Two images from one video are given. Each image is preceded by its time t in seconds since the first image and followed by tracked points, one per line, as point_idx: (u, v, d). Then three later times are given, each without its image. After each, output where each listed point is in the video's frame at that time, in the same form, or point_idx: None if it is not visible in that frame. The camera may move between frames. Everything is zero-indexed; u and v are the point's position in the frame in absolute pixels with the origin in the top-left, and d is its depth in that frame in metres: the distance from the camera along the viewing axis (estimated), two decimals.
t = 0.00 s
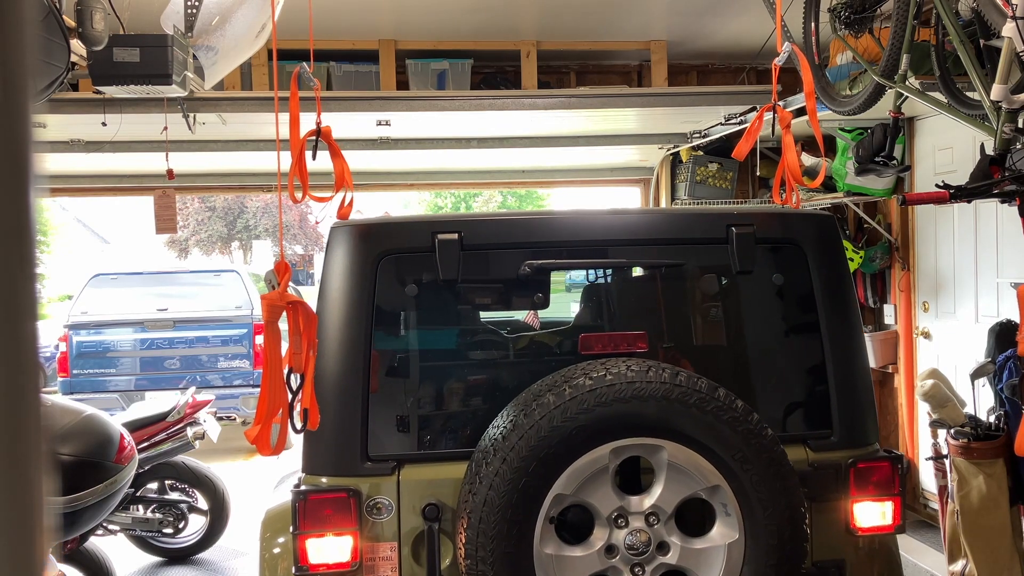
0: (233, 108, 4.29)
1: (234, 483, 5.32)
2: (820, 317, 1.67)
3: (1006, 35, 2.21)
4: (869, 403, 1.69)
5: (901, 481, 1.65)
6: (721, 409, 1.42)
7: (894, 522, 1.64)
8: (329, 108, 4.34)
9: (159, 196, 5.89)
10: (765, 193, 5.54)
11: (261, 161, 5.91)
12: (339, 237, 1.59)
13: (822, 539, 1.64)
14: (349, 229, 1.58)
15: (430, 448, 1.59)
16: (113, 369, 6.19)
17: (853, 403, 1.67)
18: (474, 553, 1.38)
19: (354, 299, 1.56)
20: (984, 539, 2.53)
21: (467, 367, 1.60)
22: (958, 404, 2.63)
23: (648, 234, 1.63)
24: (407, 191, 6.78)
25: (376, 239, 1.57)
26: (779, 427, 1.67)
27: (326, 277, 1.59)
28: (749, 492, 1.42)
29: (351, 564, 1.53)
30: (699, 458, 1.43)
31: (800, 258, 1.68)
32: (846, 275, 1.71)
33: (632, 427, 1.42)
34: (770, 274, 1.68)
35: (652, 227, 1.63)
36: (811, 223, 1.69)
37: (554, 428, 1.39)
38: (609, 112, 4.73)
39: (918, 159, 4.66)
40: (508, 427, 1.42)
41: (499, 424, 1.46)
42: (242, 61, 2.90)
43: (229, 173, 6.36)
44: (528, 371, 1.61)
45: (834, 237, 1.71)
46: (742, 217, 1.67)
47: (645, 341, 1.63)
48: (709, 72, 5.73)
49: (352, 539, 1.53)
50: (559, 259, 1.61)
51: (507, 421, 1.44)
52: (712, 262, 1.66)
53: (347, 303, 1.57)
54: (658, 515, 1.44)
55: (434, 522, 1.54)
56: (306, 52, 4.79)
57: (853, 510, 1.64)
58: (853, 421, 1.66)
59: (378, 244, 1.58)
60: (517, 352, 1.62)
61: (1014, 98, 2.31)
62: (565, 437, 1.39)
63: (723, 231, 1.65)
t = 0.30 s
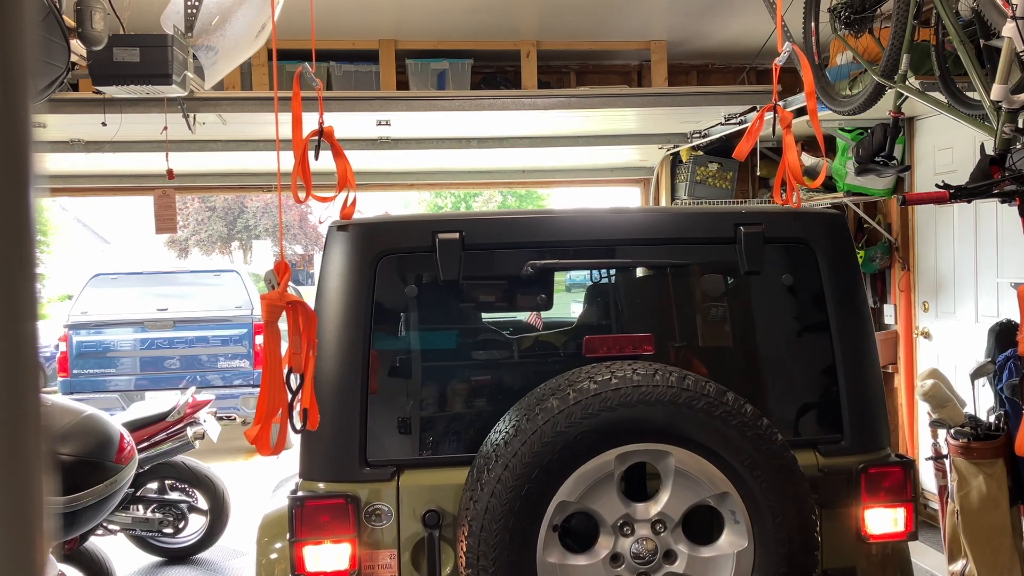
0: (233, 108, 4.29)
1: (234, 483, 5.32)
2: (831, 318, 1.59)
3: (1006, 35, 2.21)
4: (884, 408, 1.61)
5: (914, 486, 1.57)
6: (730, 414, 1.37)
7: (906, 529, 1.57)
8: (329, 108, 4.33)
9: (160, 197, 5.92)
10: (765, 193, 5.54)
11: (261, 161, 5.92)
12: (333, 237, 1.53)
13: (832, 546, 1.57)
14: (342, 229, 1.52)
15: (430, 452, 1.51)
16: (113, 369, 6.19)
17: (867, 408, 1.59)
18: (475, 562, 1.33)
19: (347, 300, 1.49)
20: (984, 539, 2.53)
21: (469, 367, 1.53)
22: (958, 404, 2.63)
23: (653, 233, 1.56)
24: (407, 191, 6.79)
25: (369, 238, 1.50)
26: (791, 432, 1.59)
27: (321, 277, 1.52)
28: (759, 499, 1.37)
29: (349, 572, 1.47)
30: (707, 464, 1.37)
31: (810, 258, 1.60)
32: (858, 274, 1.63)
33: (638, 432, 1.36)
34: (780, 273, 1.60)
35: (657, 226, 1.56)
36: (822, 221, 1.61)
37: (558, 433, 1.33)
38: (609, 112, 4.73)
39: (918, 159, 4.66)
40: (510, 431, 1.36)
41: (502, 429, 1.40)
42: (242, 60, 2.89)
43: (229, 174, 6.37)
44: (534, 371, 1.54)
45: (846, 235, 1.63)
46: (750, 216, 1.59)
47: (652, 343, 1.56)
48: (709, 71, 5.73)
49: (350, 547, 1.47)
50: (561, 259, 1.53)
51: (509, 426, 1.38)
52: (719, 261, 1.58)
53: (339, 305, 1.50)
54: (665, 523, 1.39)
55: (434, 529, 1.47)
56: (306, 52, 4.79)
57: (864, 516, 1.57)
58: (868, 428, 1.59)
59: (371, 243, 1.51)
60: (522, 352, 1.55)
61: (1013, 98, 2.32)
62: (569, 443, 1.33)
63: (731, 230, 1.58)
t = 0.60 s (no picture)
0: (233, 107, 4.29)
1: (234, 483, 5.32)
2: (840, 318, 1.57)
3: (1006, 35, 2.21)
4: (892, 411, 1.59)
5: (923, 490, 1.54)
6: (736, 417, 1.35)
7: (916, 534, 1.53)
8: (329, 107, 4.34)
9: (159, 196, 5.92)
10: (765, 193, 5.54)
11: (261, 161, 5.92)
12: (332, 237, 1.51)
13: (840, 552, 1.54)
14: (342, 229, 1.50)
15: (431, 455, 1.49)
16: (113, 369, 6.19)
17: (875, 410, 1.57)
18: (476, 569, 1.31)
19: (346, 302, 1.48)
20: (984, 539, 2.53)
21: (471, 368, 1.51)
22: (958, 404, 2.63)
23: (658, 233, 1.54)
24: (407, 191, 6.79)
25: (369, 239, 1.48)
26: (798, 434, 1.56)
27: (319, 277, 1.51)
28: (766, 505, 1.35)
29: None
30: (712, 469, 1.36)
31: (817, 258, 1.58)
32: (867, 274, 1.61)
33: (642, 436, 1.35)
34: (788, 273, 1.58)
35: (662, 225, 1.54)
36: (829, 221, 1.59)
37: (560, 438, 1.32)
38: (608, 112, 4.73)
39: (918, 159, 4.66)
40: (512, 436, 1.35)
41: (502, 433, 1.39)
42: (242, 60, 2.88)
43: (229, 174, 6.37)
44: (538, 372, 1.52)
45: (854, 235, 1.61)
46: (755, 216, 1.58)
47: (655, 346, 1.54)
48: (709, 71, 5.73)
49: (349, 552, 1.45)
50: (563, 259, 1.51)
51: (510, 430, 1.37)
52: (724, 262, 1.56)
53: (339, 306, 1.48)
54: (670, 529, 1.37)
55: (435, 535, 1.46)
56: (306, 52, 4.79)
57: (872, 521, 1.54)
58: (876, 431, 1.56)
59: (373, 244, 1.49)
60: (525, 352, 1.53)
61: (1013, 98, 2.33)
62: (572, 447, 1.32)
63: (736, 230, 1.56)
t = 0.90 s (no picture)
0: (233, 107, 4.29)
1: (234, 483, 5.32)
2: (844, 318, 1.56)
3: (1006, 35, 2.21)
4: (896, 412, 1.58)
5: (927, 492, 1.55)
6: (740, 419, 1.33)
7: (921, 536, 1.53)
8: (329, 108, 4.34)
9: (159, 196, 5.92)
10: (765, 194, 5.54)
11: (261, 161, 5.92)
12: (332, 236, 1.51)
13: (843, 554, 1.54)
14: (342, 229, 1.49)
15: (432, 458, 1.49)
16: (113, 369, 6.19)
17: (880, 411, 1.57)
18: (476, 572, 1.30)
19: (346, 303, 1.48)
20: (984, 539, 2.53)
21: (474, 368, 1.50)
22: (958, 404, 2.63)
23: (660, 233, 1.53)
24: (407, 191, 6.79)
25: (370, 239, 1.48)
26: (803, 435, 1.56)
27: (319, 278, 1.50)
28: (771, 509, 1.33)
29: None
30: (715, 472, 1.33)
31: (821, 258, 1.58)
32: (871, 274, 1.60)
33: (645, 437, 1.33)
34: (792, 272, 1.57)
35: (666, 226, 1.53)
36: (833, 220, 1.58)
37: (561, 440, 1.30)
38: (608, 112, 4.73)
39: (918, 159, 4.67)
40: (512, 439, 1.33)
41: (502, 436, 1.37)
42: (242, 60, 2.85)
43: (229, 174, 6.37)
44: (539, 373, 1.51)
45: (857, 235, 1.60)
46: (758, 215, 1.57)
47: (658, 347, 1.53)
48: (709, 71, 5.73)
49: (348, 556, 1.45)
50: (564, 259, 1.51)
51: (511, 432, 1.35)
52: (727, 261, 1.56)
53: (340, 306, 1.48)
54: (673, 532, 1.35)
55: (435, 538, 1.46)
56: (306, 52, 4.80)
57: (878, 523, 1.53)
58: (879, 432, 1.56)
59: (375, 244, 1.49)
60: (527, 352, 1.52)
61: (1013, 98, 2.33)
62: (573, 450, 1.30)
63: (739, 229, 1.56)
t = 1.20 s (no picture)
0: (233, 107, 4.29)
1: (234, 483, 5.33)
2: (851, 318, 1.55)
3: (1006, 35, 2.21)
4: (902, 413, 1.57)
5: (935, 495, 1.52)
6: (745, 422, 1.32)
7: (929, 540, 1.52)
8: (329, 108, 4.34)
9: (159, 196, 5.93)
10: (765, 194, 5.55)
11: (261, 161, 5.92)
12: (331, 236, 1.51)
13: (847, 557, 1.53)
14: (343, 228, 1.49)
15: (434, 463, 1.49)
16: (113, 369, 6.19)
17: (887, 412, 1.55)
18: None
19: (346, 304, 1.47)
20: (984, 538, 2.53)
21: (476, 369, 1.50)
22: (958, 404, 2.62)
23: (663, 233, 1.52)
24: (407, 191, 6.80)
25: (371, 238, 1.47)
26: (809, 437, 1.55)
27: (319, 278, 1.50)
28: (777, 513, 1.32)
29: None
30: (720, 475, 1.32)
31: (826, 258, 1.57)
32: (877, 274, 1.59)
33: (648, 440, 1.31)
34: (798, 272, 1.56)
35: (669, 225, 1.53)
36: (839, 220, 1.57)
37: (564, 443, 1.29)
38: (608, 112, 4.73)
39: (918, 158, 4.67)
40: (513, 442, 1.32)
41: (504, 438, 1.36)
42: (242, 59, 2.79)
43: (229, 174, 6.37)
44: (541, 374, 1.51)
45: (863, 234, 1.59)
46: (763, 214, 1.56)
47: (661, 348, 1.53)
48: (709, 71, 5.73)
49: (347, 560, 1.44)
50: (567, 259, 1.51)
51: (512, 435, 1.34)
52: (730, 261, 1.55)
53: (341, 306, 1.48)
54: (677, 536, 1.34)
55: (434, 543, 1.45)
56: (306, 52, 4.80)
57: (885, 528, 1.52)
58: (885, 434, 1.55)
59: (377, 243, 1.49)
60: (529, 353, 1.52)
61: (1013, 98, 2.34)
62: (576, 453, 1.29)
63: (744, 229, 1.55)
